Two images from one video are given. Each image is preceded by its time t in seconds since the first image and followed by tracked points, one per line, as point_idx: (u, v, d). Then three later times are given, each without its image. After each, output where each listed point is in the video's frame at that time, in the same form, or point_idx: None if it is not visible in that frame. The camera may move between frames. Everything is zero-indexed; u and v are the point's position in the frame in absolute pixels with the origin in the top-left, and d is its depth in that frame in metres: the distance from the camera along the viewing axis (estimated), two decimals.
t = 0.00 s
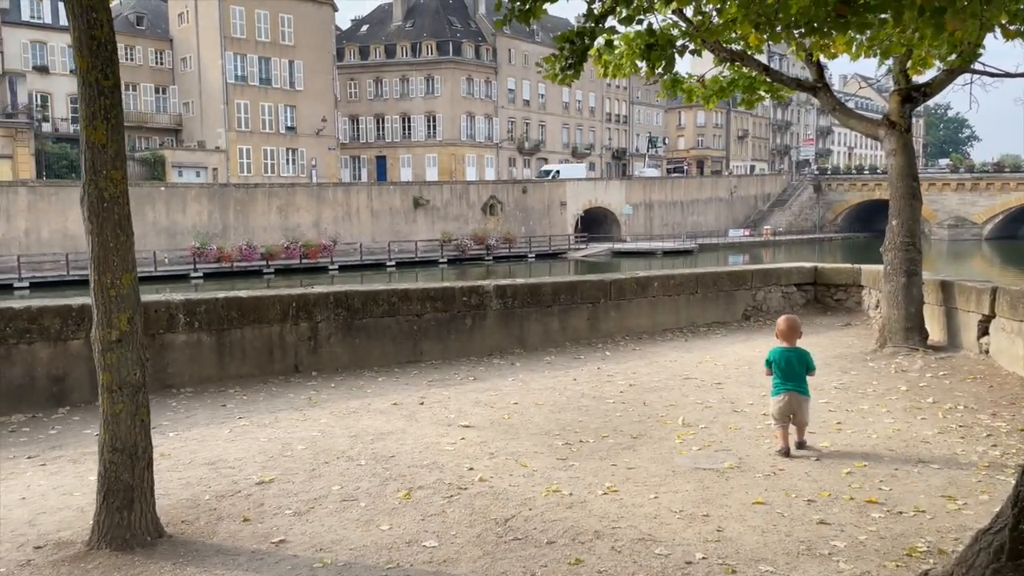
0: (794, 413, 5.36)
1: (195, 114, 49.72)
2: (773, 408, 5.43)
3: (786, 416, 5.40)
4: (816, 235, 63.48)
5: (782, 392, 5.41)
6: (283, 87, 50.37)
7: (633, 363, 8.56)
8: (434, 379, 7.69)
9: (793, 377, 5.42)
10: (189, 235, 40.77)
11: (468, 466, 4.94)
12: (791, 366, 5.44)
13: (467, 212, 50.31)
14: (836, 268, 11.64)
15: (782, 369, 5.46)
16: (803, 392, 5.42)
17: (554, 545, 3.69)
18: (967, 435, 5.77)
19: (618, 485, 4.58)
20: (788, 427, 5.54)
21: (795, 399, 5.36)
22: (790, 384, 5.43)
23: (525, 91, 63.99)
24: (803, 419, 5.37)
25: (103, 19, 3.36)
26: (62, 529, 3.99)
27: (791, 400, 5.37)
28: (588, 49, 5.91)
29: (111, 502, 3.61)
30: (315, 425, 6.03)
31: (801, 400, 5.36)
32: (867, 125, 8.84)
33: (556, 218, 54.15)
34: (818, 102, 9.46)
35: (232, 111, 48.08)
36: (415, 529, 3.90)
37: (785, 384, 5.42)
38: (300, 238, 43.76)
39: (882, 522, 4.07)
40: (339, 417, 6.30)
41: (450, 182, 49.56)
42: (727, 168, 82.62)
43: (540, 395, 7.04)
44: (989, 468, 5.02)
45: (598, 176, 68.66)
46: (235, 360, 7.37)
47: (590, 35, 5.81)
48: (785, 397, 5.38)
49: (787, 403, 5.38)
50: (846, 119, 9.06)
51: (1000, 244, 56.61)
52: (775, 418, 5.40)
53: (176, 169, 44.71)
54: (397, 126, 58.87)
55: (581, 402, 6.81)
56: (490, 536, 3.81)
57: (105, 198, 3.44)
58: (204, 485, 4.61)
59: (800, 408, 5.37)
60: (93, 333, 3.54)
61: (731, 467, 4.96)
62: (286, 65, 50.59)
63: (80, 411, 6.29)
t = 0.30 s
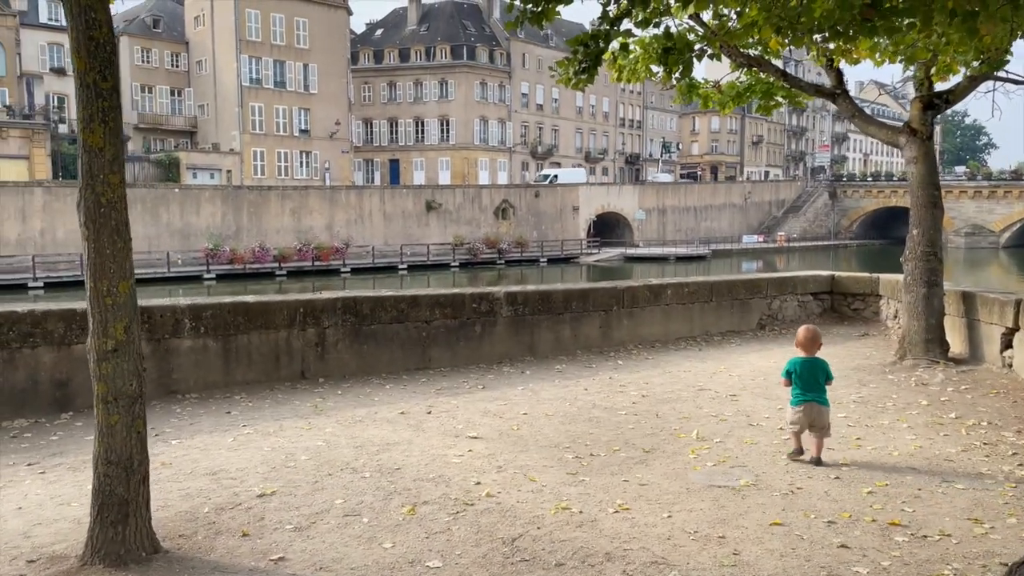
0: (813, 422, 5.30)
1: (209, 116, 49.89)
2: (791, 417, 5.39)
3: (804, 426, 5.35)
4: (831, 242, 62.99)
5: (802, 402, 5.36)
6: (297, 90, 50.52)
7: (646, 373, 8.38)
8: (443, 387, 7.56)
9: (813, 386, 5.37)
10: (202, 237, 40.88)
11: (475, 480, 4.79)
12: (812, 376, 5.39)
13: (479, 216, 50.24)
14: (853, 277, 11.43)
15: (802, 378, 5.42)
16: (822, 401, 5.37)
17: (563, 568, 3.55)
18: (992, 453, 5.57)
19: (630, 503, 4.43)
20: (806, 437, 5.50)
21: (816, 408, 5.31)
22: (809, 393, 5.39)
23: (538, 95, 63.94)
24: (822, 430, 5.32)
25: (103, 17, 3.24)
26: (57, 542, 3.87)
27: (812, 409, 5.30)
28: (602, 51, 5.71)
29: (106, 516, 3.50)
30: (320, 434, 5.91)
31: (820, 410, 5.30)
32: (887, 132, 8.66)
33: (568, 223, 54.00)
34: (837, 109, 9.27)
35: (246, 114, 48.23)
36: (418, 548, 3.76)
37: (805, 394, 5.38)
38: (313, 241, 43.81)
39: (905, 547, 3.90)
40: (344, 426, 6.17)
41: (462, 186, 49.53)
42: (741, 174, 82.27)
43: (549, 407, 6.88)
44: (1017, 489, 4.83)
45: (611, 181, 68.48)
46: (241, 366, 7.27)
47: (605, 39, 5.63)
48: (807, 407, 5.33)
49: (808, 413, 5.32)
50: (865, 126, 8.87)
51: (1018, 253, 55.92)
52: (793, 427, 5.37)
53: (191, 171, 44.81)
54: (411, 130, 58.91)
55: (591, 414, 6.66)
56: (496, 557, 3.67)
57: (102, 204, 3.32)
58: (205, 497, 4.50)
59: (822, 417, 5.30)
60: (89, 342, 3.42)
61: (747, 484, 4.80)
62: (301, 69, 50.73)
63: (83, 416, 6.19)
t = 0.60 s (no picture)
0: (818, 429, 5.28)
1: (216, 122, 49.96)
2: (792, 424, 5.39)
3: (806, 434, 5.34)
4: (838, 249, 62.70)
5: (802, 409, 5.36)
6: (304, 96, 50.59)
7: (653, 383, 8.21)
8: (445, 397, 7.40)
9: (815, 395, 5.35)
10: (209, 242, 40.86)
11: (477, 496, 4.64)
12: (815, 384, 5.36)
13: (485, 222, 50.14)
14: (864, 285, 11.24)
15: (804, 385, 5.40)
16: (825, 410, 5.35)
17: None
18: (1012, 470, 5.38)
19: (637, 522, 4.27)
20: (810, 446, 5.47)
21: (815, 417, 5.30)
22: (811, 401, 5.37)
23: (544, 101, 63.89)
24: (822, 438, 5.31)
25: (89, 13, 3.12)
26: (41, 560, 3.72)
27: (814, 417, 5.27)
28: (606, 50, 5.54)
29: (90, 536, 3.35)
30: (318, 446, 5.76)
31: (826, 420, 5.27)
32: (899, 137, 8.48)
33: (574, 229, 53.85)
34: (848, 114, 9.09)
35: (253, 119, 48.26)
36: (418, 570, 3.61)
37: (807, 401, 5.36)
38: (319, 246, 43.79)
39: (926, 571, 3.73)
40: (344, 437, 6.02)
41: (468, 192, 49.48)
42: (747, 180, 82.09)
43: (554, 418, 6.71)
44: None
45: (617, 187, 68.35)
46: (240, 375, 7.12)
47: (610, 36, 5.45)
48: (807, 415, 5.32)
49: (808, 421, 5.32)
50: (876, 132, 8.70)
51: None
52: (794, 436, 5.36)
53: (198, 176, 44.84)
54: (417, 136, 58.91)
55: (597, 426, 6.49)
56: None
57: (87, 208, 3.19)
58: (197, 513, 4.35)
59: (821, 425, 5.29)
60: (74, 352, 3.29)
61: (758, 502, 4.64)
62: (308, 74, 50.80)
63: (77, 426, 6.05)
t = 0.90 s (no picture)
0: (829, 443, 5.27)
1: (215, 130, 49.85)
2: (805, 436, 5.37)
3: (818, 444, 5.31)
4: (837, 256, 62.59)
5: (814, 421, 5.34)
6: (303, 104, 50.53)
7: (654, 395, 8.04)
8: (442, 410, 7.22)
9: (829, 406, 5.33)
10: (207, 250, 40.72)
11: (474, 516, 4.46)
12: (829, 395, 5.33)
13: (484, 230, 50.02)
14: (867, 293, 11.09)
15: (818, 397, 5.37)
16: (839, 422, 5.31)
17: None
18: None
19: (641, 543, 4.10)
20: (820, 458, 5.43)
21: (829, 428, 5.27)
22: (826, 412, 5.34)
23: (544, 109, 63.85)
24: (835, 450, 5.28)
25: (63, 14, 2.95)
26: None
27: (825, 429, 5.27)
28: (610, 53, 5.35)
29: (65, 563, 3.19)
30: (311, 462, 5.59)
31: (837, 431, 5.26)
32: (905, 144, 8.33)
33: (574, 237, 53.70)
34: (852, 120, 8.95)
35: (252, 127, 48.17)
36: None
37: (821, 412, 5.34)
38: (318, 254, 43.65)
39: None
40: (336, 453, 5.84)
41: (467, 199, 49.39)
42: (746, 188, 82.11)
43: (553, 431, 6.53)
44: None
45: (616, 195, 68.33)
46: (232, 388, 6.96)
47: (615, 39, 5.23)
48: (822, 425, 5.29)
49: (822, 432, 5.29)
50: (881, 138, 8.55)
51: None
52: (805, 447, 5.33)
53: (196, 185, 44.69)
54: (416, 144, 58.86)
55: (598, 439, 6.32)
56: None
57: (62, 218, 3.00)
58: (182, 534, 4.18)
59: (834, 438, 5.26)
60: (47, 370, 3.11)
61: (765, 521, 4.47)
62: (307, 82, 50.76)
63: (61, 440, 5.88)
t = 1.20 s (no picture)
0: (833, 453, 5.21)
1: (208, 140, 49.70)
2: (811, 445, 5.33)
3: (824, 455, 5.25)
4: (831, 264, 62.68)
5: (819, 430, 5.31)
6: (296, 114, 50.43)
7: (651, 407, 7.89)
8: (435, 424, 7.06)
9: (834, 415, 5.28)
10: (200, 261, 40.48)
11: (466, 537, 4.30)
12: (835, 405, 5.28)
13: (478, 239, 49.90)
14: (864, 303, 10.98)
15: (825, 406, 5.33)
16: (844, 432, 5.26)
17: None
18: None
19: (639, 565, 3.95)
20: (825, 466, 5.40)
21: (832, 439, 5.22)
22: (831, 422, 5.30)
23: (538, 119, 63.85)
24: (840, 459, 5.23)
25: (29, 15, 2.81)
26: None
27: (828, 440, 5.22)
28: (608, 56, 5.22)
29: None
30: (298, 480, 5.42)
31: (841, 441, 5.19)
32: (903, 151, 8.22)
33: (568, 246, 53.69)
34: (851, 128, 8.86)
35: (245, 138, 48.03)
36: None
37: (826, 421, 5.30)
38: (311, 265, 43.47)
39: None
40: (326, 470, 5.67)
41: (461, 209, 49.29)
42: (740, 197, 82.28)
43: (548, 447, 6.36)
44: None
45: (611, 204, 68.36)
46: (218, 403, 6.79)
47: (614, 40, 5.09)
48: (828, 435, 5.25)
49: (825, 443, 5.24)
50: (879, 145, 8.44)
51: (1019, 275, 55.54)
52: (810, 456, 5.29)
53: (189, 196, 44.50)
54: (410, 153, 58.84)
55: (594, 454, 6.17)
56: None
57: (28, 229, 2.84)
58: (162, 558, 4.01)
59: (840, 448, 5.19)
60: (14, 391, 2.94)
61: (767, 540, 4.33)
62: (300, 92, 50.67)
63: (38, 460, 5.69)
